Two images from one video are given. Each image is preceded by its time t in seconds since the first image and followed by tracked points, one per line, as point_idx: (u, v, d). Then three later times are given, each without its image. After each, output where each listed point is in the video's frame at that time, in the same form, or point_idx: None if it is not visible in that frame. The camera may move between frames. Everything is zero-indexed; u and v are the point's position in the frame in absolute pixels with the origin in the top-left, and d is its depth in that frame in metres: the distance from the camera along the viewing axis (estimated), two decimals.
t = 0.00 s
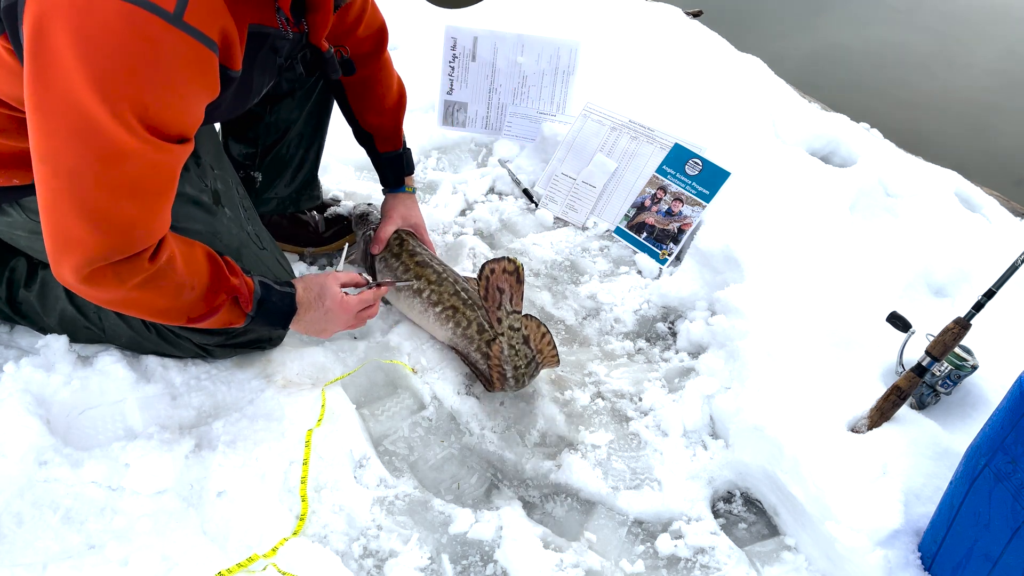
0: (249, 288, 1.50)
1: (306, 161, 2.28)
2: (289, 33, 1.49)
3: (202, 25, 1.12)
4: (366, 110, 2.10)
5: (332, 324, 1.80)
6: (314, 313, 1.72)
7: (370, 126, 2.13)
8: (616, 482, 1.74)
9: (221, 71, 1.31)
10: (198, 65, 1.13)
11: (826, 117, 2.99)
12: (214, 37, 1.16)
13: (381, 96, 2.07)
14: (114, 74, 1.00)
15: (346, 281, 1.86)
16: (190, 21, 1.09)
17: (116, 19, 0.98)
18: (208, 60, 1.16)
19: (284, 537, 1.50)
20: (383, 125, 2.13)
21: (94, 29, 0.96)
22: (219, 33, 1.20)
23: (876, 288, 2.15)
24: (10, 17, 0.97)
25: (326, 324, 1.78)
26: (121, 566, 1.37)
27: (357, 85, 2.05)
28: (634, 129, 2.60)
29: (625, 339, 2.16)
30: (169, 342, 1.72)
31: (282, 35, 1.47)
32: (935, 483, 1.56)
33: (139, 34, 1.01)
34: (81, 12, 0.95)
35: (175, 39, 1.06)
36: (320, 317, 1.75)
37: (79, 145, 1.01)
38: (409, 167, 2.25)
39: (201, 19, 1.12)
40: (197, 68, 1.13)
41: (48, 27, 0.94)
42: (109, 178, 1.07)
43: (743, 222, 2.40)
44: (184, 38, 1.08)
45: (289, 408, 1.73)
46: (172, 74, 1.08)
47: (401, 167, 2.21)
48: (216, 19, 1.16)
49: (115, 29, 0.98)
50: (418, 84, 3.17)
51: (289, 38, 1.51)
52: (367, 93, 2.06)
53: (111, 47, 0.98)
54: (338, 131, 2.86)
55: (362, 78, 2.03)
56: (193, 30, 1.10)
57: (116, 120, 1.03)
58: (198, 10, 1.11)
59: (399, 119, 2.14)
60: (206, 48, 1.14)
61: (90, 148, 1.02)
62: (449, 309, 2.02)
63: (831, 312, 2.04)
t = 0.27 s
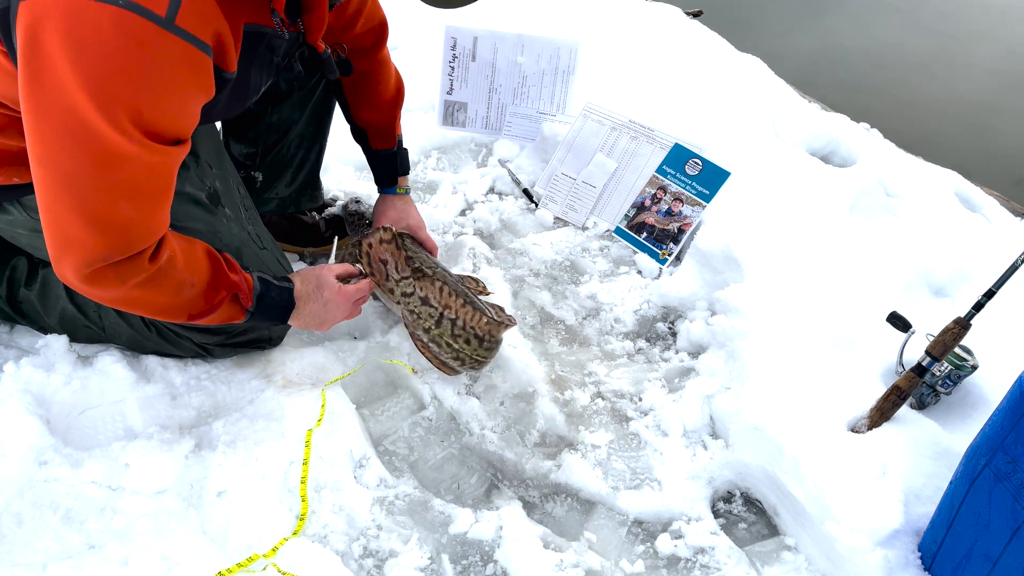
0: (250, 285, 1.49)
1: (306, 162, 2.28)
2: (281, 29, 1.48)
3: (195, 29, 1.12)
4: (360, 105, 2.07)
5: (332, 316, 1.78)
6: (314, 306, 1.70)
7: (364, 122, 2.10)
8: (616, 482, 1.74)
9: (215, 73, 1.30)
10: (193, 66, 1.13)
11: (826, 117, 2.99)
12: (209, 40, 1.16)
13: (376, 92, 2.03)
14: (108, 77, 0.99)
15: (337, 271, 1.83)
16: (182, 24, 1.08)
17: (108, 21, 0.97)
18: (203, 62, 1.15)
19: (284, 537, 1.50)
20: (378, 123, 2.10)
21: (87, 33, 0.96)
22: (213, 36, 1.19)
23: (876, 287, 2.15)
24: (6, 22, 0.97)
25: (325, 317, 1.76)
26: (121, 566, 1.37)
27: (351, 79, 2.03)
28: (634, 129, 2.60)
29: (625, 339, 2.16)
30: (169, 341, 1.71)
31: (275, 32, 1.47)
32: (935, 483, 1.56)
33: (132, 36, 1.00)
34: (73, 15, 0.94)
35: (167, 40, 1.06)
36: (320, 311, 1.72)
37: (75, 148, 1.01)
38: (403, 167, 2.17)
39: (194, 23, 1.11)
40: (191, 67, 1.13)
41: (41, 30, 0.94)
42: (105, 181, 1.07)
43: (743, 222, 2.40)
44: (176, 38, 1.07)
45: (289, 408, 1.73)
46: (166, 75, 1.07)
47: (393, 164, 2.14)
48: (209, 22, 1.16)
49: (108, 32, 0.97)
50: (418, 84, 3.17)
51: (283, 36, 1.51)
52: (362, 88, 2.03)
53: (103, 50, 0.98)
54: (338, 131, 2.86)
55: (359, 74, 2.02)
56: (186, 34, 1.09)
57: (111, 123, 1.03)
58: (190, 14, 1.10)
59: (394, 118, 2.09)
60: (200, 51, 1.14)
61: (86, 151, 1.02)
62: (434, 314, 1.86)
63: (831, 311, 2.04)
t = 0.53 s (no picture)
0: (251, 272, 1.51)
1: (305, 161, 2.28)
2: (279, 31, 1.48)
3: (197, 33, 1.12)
4: (336, 109, 2.07)
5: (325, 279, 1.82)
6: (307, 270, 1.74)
7: (340, 125, 2.10)
8: (617, 482, 1.74)
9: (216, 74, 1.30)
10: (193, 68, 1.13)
11: (826, 117, 2.99)
12: (210, 42, 1.16)
13: (353, 97, 2.02)
14: (109, 79, 1.00)
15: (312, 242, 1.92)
16: (184, 28, 1.09)
17: (108, 24, 0.98)
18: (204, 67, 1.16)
19: (285, 537, 1.50)
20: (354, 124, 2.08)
21: (87, 36, 0.96)
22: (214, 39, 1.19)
23: (876, 288, 2.15)
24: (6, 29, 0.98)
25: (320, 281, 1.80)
26: (121, 566, 1.37)
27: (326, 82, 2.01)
28: (634, 129, 2.60)
29: (625, 339, 2.16)
30: (168, 341, 1.71)
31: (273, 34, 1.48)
32: (935, 483, 1.56)
33: (132, 38, 1.01)
34: (72, 19, 0.95)
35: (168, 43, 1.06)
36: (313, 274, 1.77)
37: (79, 152, 1.02)
38: (382, 172, 2.17)
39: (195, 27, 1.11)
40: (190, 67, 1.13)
41: (43, 38, 0.95)
42: (110, 185, 1.08)
43: (743, 222, 2.40)
44: (176, 40, 1.08)
45: (289, 408, 1.73)
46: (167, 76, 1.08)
47: (373, 169, 2.14)
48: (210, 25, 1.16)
49: (108, 34, 0.98)
50: (418, 84, 3.17)
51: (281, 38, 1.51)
52: (338, 93, 2.02)
53: (105, 52, 0.98)
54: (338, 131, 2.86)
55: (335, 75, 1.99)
56: (188, 39, 1.10)
57: (115, 128, 1.03)
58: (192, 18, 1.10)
59: (372, 120, 2.08)
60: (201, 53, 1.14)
61: (90, 154, 1.03)
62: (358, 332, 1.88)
63: (831, 311, 2.04)
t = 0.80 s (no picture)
0: (247, 266, 1.49)
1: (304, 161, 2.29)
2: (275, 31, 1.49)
3: (188, 33, 1.13)
4: (329, 122, 2.10)
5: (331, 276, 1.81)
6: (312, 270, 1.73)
7: (333, 138, 2.14)
8: (616, 482, 1.74)
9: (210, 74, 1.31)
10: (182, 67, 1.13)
11: (826, 117, 2.99)
12: (201, 43, 1.17)
13: (344, 109, 2.06)
14: (97, 78, 1.00)
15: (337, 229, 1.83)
16: (175, 28, 1.10)
17: (97, 24, 0.98)
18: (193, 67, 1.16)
19: (285, 537, 1.50)
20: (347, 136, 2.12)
21: (75, 35, 0.96)
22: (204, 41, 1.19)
23: (876, 288, 2.15)
24: None
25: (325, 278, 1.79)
26: (121, 566, 1.37)
27: (318, 96, 2.05)
28: (634, 129, 2.60)
29: (625, 339, 2.16)
30: (168, 341, 1.72)
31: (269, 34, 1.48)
32: (935, 483, 1.56)
33: (121, 37, 1.01)
34: (61, 18, 0.95)
35: (157, 42, 1.07)
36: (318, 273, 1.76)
37: (68, 150, 1.02)
38: (375, 182, 2.23)
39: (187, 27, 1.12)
40: (179, 67, 1.12)
41: (31, 36, 0.95)
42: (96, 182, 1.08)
43: (743, 222, 2.40)
44: (164, 40, 1.08)
45: (289, 408, 1.73)
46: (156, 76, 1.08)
47: (368, 179, 2.19)
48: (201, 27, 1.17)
49: (96, 33, 0.98)
50: (418, 84, 3.17)
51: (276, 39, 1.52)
52: (330, 106, 2.06)
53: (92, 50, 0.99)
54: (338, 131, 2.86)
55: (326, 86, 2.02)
56: (179, 38, 1.11)
57: (100, 125, 1.03)
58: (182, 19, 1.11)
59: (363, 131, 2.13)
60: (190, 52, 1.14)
61: (78, 152, 1.03)
62: (351, 338, 1.93)
63: (831, 311, 2.04)
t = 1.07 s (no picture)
0: (244, 272, 1.47)
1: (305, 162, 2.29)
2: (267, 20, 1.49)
3: (174, 18, 1.13)
4: (332, 120, 2.08)
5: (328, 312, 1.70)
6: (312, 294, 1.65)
7: (336, 137, 2.11)
8: (616, 482, 1.74)
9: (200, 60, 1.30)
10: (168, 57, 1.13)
11: (826, 117, 2.99)
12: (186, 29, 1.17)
13: (346, 105, 2.04)
14: (83, 68, 1.00)
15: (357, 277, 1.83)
16: (161, 15, 1.09)
17: (81, 11, 0.98)
18: (184, 55, 1.17)
19: (285, 537, 1.50)
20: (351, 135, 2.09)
21: (59, 24, 0.97)
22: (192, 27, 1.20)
23: (876, 288, 2.15)
24: None
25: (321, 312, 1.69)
26: (121, 566, 1.37)
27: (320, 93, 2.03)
28: (634, 129, 2.60)
29: (625, 339, 2.16)
30: (168, 340, 1.72)
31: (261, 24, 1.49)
32: (935, 483, 1.56)
33: (106, 24, 1.01)
34: (45, 5, 0.95)
35: (143, 30, 1.06)
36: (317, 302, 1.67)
37: (52, 138, 1.02)
38: (381, 180, 2.19)
39: (172, 14, 1.12)
40: (165, 58, 1.12)
41: (15, 27, 0.95)
42: (84, 173, 1.08)
43: (743, 222, 2.40)
44: (150, 29, 1.07)
45: (289, 408, 1.73)
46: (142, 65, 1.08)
47: (372, 179, 2.16)
48: (188, 12, 1.17)
49: (80, 21, 0.98)
50: (418, 85, 3.17)
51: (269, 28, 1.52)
52: (332, 102, 2.04)
53: (76, 37, 0.98)
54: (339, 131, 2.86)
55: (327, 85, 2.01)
56: (161, 22, 1.09)
57: (86, 115, 1.03)
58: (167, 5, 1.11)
59: (367, 130, 2.09)
60: (177, 38, 1.14)
61: (63, 140, 1.03)
62: (354, 338, 1.94)
63: (831, 311, 2.04)
